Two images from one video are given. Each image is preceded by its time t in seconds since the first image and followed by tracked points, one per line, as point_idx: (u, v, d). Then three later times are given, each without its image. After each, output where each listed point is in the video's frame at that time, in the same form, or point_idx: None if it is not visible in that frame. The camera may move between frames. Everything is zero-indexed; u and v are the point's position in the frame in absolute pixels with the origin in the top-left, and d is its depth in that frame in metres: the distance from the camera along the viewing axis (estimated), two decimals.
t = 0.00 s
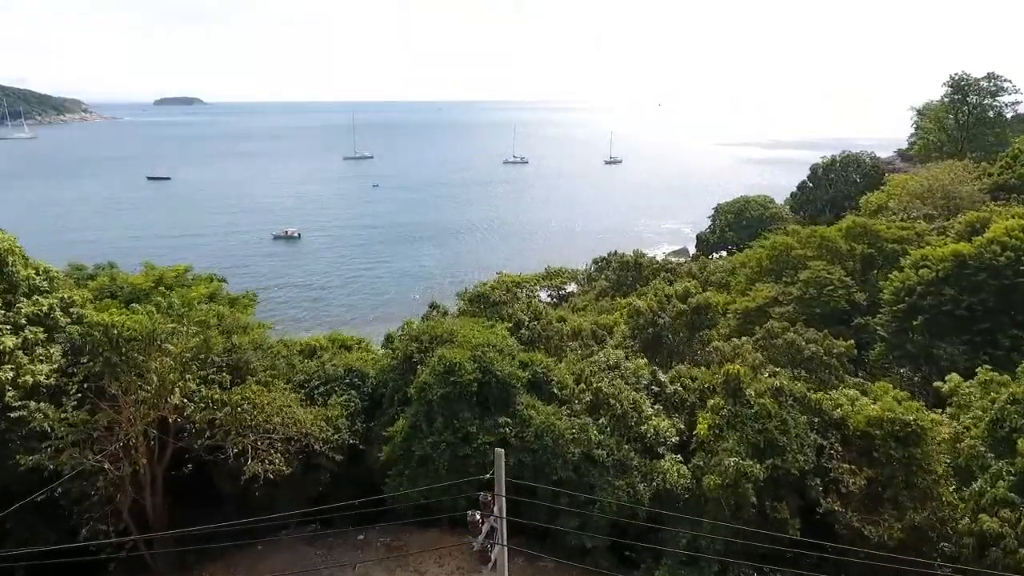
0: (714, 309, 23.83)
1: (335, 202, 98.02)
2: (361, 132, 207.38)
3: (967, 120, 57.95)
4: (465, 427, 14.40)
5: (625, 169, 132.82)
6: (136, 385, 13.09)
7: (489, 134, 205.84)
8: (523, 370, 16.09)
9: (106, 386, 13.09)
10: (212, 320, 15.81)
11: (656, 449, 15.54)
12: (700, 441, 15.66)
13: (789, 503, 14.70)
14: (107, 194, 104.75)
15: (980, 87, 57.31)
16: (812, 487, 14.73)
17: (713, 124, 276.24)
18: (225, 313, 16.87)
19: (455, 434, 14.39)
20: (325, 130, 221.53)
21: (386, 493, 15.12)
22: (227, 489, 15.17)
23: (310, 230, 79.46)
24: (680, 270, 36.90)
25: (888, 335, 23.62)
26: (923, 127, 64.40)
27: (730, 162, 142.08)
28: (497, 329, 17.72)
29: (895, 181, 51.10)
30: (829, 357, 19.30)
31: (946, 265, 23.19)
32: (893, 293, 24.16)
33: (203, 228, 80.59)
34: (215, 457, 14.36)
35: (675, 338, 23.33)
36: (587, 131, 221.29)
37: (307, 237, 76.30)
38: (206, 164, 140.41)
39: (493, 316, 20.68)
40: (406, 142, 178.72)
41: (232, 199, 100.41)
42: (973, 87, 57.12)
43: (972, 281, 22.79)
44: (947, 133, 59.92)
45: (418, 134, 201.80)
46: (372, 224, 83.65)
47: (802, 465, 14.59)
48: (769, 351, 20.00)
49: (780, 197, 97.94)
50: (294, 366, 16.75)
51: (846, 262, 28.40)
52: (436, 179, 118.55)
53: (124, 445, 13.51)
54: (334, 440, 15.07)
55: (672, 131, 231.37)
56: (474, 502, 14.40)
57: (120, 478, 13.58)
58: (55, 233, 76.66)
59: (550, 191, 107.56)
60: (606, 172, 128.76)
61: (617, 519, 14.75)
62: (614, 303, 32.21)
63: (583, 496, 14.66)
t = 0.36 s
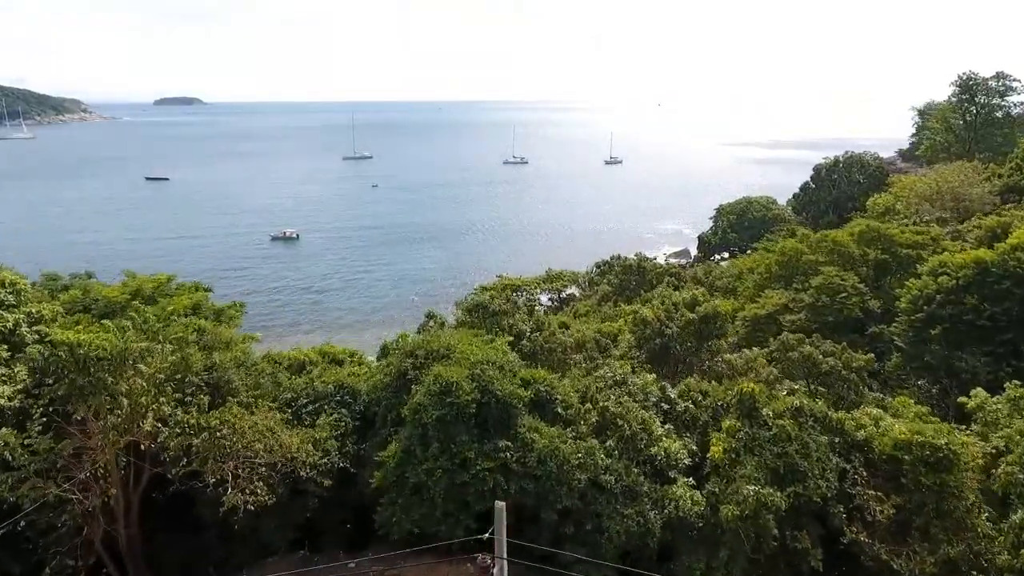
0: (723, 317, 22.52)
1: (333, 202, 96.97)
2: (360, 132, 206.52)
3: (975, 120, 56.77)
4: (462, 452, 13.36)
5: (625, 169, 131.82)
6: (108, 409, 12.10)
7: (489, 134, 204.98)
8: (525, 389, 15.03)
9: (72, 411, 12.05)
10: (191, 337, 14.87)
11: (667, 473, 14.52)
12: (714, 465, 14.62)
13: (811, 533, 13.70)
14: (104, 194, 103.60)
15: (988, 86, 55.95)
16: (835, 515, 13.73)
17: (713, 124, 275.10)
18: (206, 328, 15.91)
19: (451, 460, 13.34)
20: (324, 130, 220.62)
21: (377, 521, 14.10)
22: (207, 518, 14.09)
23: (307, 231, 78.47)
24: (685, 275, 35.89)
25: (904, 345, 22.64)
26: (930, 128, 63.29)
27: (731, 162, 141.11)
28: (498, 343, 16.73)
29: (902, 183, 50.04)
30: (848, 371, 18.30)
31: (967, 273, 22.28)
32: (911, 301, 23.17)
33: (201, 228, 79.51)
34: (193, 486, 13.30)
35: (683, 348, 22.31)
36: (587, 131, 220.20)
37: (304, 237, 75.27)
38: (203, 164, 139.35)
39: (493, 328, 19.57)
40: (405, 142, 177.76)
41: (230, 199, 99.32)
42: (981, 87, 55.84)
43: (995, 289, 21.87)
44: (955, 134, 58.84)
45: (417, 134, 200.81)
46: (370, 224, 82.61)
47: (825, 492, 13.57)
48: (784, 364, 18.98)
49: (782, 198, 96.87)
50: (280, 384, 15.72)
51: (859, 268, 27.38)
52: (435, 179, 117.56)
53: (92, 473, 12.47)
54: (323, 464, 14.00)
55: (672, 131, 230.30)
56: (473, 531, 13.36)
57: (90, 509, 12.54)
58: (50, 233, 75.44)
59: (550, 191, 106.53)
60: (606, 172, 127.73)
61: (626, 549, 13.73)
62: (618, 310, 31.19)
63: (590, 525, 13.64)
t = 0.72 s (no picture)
0: (735, 327, 21.52)
1: (330, 202, 95.90)
2: (359, 132, 205.88)
3: (983, 120, 55.56)
4: (460, 482, 12.25)
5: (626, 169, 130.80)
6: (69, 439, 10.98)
7: (488, 134, 204.11)
8: (526, 412, 13.86)
9: (28, 443, 10.92)
10: (164, 359, 13.73)
11: (681, 502, 13.46)
12: (731, 493, 13.49)
13: (838, 569, 12.57)
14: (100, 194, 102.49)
15: (997, 86, 54.67)
16: (865, 549, 12.61)
17: (713, 125, 273.91)
18: (182, 347, 14.80)
19: (447, 492, 12.24)
20: (322, 130, 219.55)
21: (367, 557, 12.93)
22: (181, 553, 12.91)
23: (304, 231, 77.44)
24: (691, 279, 34.77)
25: (925, 357, 21.60)
26: (939, 128, 62.05)
27: (733, 162, 140.06)
28: (498, 360, 15.63)
29: (910, 184, 48.90)
30: (871, 388, 17.27)
31: (992, 280, 21.17)
32: (931, 310, 22.10)
33: (198, 229, 78.46)
34: (164, 520, 12.17)
35: (691, 359, 21.15)
36: (587, 131, 219.27)
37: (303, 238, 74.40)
38: (201, 164, 138.46)
39: (493, 341, 18.43)
40: (404, 142, 176.95)
41: (227, 199, 98.23)
42: (989, 87, 54.49)
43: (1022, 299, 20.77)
44: (963, 134, 57.66)
45: (416, 134, 199.85)
46: (369, 225, 81.46)
47: (854, 526, 12.44)
48: (802, 380, 17.90)
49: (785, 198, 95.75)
50: (262, 405, 14.61)
51: (874, 275, 26.28)
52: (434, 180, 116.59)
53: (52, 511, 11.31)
54: (308, 493, 12.86)
55: (673, 131, 229.46)
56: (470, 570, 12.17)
57: (47, 552, 11.34)
58: (45, 233, 74.34)
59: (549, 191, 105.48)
60: (606, 172, 126.63)
61: None
62: (621, 317, 30.12)
63: (599, 562, 12.45)
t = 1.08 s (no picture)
0: (749, 339, 20.37)
1: (327, 203, 94.74)
2: (357, 133, 204.87)
3: (993, 120, 53.91)
4: (455, 521, 11.11)
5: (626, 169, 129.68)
6: (15, 480, 10.09)
7: (487, 134, 202.97)
8: (528, 440, 12.67)
9: None
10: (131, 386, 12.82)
11: (698, 539, 12.15)
12: (753, 529, 12.31)
13: None
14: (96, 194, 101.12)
15: (1007, 85, 53.25)
16: None
17: (712, 124, 272.51)
18: (153, 371, 13.91)
19: (441, 532, 11.05)
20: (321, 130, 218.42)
21: None
22: None
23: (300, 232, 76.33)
24: (696, 283, 33.52)
25: (948, 371, 20.43)
26: (947, 128, 60.81)
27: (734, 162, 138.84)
28: (498, 381, 14.49)
29: (919, 186, 47.64)
30: (898, 409, 16.09)
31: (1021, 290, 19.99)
32: (957, 320, 20.90)
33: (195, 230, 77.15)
34: (126, 565, 10.99)
35: (702, 373, 19.87)
36: (586, 131, 218.15)
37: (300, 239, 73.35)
38: (198, 164, 137.36)
39: (492, 358, 17.20)
40: (403, 142, 175.82)
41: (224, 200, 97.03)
42: (999, 86, 53.14)
43: None
44: (972, 135, 56.28)
45: (414, 134, 198.78)
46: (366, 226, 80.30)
47: (892, 570, 11.23)
48: (821, 400, 16.78)
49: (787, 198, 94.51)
50: (240, 431, 13.42)
51: (891, 282, 25.11)
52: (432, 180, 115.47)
53: None
54: (289, 531, 11.65)
55: (673, 131, 228.33)
56: None
57: None
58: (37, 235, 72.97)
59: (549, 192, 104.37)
60: (606, 172, 125.44)
61: None
62: (626, 326, 28.95)
63: None
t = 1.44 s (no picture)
0: (765, 354, 19.17)
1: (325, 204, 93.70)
2: (356, 133, 203.89)
3: (1003, 121, 51.72)
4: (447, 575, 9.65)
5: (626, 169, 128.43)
6: None
7: (486, 134, 201.80)
8: (530, 477, 11.41)
9: None
10: (85, 419, 12.53)
11: None
12: None
13: None
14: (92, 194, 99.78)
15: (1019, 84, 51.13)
16: None
17: (712, 124, 271.03)
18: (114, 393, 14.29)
19: None
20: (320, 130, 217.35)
21: None
22: None
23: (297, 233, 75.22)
24: (704, 289, 32.24)
25: (978, 388, 19.17)
26: (957, 128, 59.33)
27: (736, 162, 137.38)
28: (497, 407, 13.27)
29: (930, 188, 46.10)
30: (931, 434, 14.80)
31: None
32: (986, 334, 19.66)
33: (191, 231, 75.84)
34: None
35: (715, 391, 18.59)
36: (586, 131, 216.90)
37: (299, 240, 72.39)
38: (195, 164, 136.61)
39: (492, 378, 15.95)
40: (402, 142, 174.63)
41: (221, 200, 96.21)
42: (1011, 85, 51.11)
43: None
44: (983, 136, 54.38)
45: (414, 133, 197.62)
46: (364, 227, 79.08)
47: None
48: (847, 424, 15.51)
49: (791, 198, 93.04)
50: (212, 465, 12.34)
51: (912, 291, 23.84)
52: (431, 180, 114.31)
53: None
54: None
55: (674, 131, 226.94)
56: None
57: None
58: (31, 235, 71.66)
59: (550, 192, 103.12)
60: (607, 172, 124.17)
61: None
62: (631, 335, 27.80)
63: None
